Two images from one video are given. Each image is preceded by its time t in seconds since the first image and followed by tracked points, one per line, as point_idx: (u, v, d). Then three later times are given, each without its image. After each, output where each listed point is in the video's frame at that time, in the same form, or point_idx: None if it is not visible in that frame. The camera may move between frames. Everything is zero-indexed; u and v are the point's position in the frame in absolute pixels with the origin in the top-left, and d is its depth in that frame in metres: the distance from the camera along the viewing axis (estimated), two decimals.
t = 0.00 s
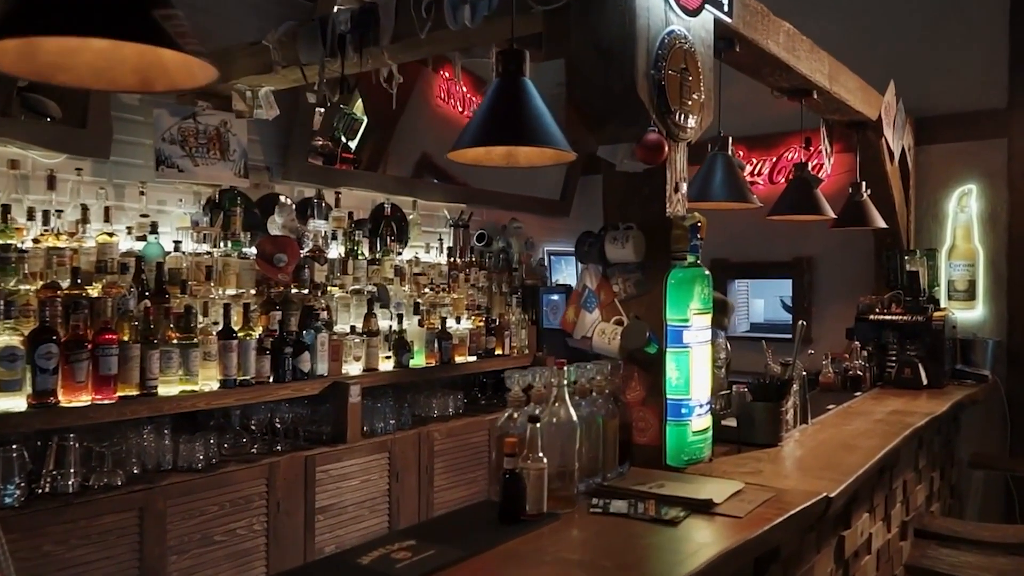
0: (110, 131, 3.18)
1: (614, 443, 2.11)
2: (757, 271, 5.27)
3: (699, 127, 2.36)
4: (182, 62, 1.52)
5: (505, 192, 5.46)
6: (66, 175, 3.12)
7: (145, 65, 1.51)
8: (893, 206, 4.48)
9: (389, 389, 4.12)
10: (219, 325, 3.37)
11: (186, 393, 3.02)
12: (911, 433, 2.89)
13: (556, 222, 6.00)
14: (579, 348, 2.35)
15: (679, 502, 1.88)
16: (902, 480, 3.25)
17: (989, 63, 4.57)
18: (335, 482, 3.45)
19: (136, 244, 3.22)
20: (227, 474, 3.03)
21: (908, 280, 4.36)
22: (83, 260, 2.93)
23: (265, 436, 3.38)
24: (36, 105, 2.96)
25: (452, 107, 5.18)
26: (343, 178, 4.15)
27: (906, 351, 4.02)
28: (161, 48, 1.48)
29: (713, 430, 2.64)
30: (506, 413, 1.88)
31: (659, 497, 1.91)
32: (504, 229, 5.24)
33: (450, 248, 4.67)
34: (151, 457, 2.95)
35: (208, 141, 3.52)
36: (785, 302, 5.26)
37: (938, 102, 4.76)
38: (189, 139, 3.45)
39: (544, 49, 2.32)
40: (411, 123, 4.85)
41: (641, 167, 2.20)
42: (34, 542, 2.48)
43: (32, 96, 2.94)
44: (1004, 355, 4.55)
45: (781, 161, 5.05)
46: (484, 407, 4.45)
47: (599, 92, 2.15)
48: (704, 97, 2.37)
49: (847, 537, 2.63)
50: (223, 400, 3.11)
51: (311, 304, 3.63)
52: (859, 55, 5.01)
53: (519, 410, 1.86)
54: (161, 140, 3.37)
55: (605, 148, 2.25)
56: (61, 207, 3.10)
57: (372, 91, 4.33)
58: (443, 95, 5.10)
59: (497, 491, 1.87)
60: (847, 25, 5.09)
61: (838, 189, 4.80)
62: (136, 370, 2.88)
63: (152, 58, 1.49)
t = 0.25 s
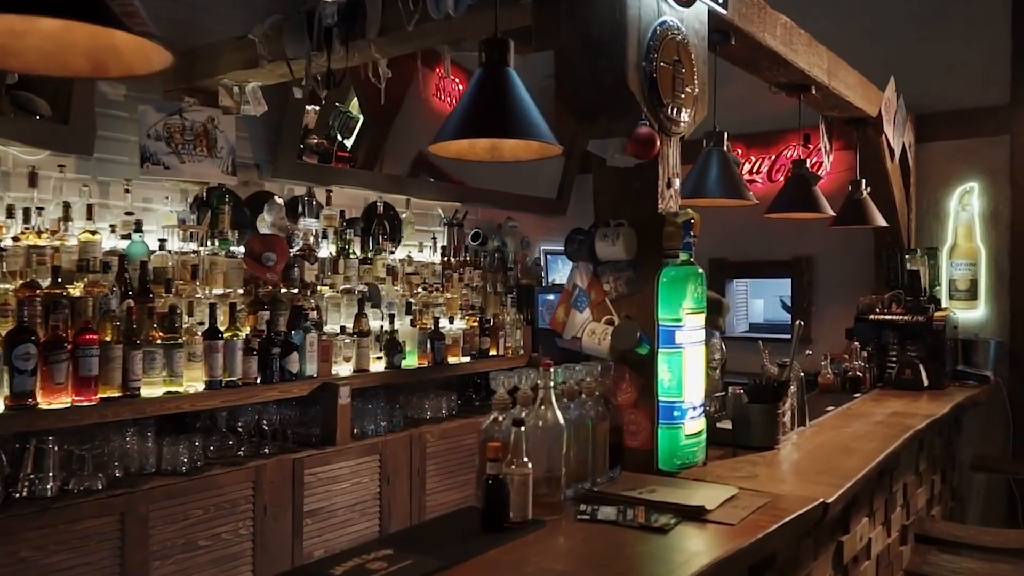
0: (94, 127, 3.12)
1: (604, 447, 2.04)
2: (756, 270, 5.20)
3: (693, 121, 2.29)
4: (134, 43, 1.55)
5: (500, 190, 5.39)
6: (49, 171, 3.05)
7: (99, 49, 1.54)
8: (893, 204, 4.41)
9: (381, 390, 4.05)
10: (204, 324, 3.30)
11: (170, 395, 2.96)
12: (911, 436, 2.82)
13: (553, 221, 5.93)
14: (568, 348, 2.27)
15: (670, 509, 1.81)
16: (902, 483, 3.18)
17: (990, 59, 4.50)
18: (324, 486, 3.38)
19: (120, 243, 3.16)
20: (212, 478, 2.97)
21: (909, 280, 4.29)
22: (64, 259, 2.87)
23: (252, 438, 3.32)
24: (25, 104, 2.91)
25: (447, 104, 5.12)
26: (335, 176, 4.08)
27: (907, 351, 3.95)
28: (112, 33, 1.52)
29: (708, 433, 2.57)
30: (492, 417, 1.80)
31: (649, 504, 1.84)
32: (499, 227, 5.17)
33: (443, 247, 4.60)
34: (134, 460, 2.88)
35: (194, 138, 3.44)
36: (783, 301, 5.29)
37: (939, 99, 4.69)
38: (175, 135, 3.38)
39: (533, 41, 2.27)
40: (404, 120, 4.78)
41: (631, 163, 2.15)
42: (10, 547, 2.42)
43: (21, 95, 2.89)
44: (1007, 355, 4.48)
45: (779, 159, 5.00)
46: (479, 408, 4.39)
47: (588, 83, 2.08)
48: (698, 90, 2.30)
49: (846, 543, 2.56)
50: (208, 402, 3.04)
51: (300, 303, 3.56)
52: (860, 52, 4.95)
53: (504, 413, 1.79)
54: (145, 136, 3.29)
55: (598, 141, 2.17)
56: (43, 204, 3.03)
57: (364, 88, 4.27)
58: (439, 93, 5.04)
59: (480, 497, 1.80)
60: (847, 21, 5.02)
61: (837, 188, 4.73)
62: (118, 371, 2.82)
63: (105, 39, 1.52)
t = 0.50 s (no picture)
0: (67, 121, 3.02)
1: (587, 453, 1.95)
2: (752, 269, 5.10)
3: (681, 112, 2.20)
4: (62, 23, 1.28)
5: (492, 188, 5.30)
6: (20, 167, 2.96)
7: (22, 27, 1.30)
8: (892, 201, 4.31)
9: (368, 393, 3.96)
10: (182, 325, 3.21)
11: (143, 398, 2.88)
12: (910, 439, 2.72)
13: (546, 219, 5.84)
14: (551, 348, 2.17)
15: (655, 520, 1.72)
16: (901, 488, 3.09)
17: (991, 53, 4.40)
18: (306, 491, 3.29)
19: (94, 241, 3.08)
20: (188, 483, 2.87)
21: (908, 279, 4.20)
22: (34, 258, 2.78)
23: (232, 442, 3.22)
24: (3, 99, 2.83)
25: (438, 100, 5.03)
26: (321, 173, 3.98)
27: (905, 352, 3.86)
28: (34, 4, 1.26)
29: (698, 437, 2.48)
30: (466, 423, 1.69)
31: (634, 514, 1.74)
32: (491, 226, 5.08)
33: (433, 246, 4.51)
34: (106, 466, 2.79)
35: (173, 133, 3.30)
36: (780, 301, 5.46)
37: (938, 94, 4.60)
38: (152, 130, 3.25)
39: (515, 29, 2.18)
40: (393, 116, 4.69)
41: (618, 156, 2.08)
42: None
43: None
44: (1008, 356, 4.38)
45: (776, 156, 4.92)
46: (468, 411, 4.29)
47: (570, 72, 1.98)
48: (686, 80, 2.21)
49: (843, 551, 2.47)
50: (184, 405, 2.94)
51: (283, 303, 3.47)
52: (858, 47, 4.86)
53: (479, 419, 1.69)
54: (120, 131, 3.16)
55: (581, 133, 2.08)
56: (13, 201, 2.94)
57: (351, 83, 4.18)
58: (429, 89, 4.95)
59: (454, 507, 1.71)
60: (845, 15, 4.93)
61: (835, 185, 4.64)
62: (89, 373, 2.73)
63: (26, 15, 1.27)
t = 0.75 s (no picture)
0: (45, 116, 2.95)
1: (572, 459, 1.88)
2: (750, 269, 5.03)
3: (672, 105, 2.12)
4: None
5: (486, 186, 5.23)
6: None
7: None
8: (892, 200, 4.24)
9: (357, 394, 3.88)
10: (162, 326, 3.11)
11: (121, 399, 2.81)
12: (909, 443, 2.65)
13: (541, 218, 5.77)
14: (537, 350, 2.10)
15: (642, 530, 1.64)
16: (900, 493, 3.01)
17: (992, 49, 4.33)
18: (291, 495, 3.21)
19: (73, 239, 3.01)
20: (168, 488, 2.79)
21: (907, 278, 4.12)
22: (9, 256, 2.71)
23: (215, 445, 3.15)
24: None
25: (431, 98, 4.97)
26: (310, 171, 3.90)
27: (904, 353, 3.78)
28: None
29: (690, 441, 2.40)
30: (442, 429, 1.62)
31: (619, 524, 1.67)
32: (484, 225, 5.01)
33: (424, 244, 4.43)
34: (84, 470, 2.71)
35: (155, 128, 3.20)
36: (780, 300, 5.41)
37: (939, 90, 4.52)
38: (134, 126, 3.14)
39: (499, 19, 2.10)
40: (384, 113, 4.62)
41: (605, 150, 1.99)
42: None
43: None
44: (1009, 357, 4.31)
45: (774, 153, 4.86)
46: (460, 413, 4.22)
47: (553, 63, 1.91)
48: (676, 71, 2.13)
49: (839, 559, 2.39)
50: (163, 407, 2.86)
51: (268, 303, 3.40)
52: (858, 43, 4.78)
53: (455, 425, 1.62)
54: (101, 126, 3.07)
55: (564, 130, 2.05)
56: None
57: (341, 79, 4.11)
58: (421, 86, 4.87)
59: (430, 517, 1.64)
60: (844, 10, 4.85)
61: (833, 183, 4.57)
62: (65, 375, 2.66)
63: None
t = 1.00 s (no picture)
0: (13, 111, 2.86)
1: (549, 468, 1.79)
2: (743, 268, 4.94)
3: (655, 97, 2.03)
4: None
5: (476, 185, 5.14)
6: None
7: None
8: (888, 198, 4.15)
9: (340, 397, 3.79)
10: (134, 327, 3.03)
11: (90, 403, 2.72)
12: (904, 449, 2.56)
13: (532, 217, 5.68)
14: (515, 354, 1.99)
15: (619, 544, 1.55)
16: (895, 499, 2.92)
17: (990, 44, 4.25)
18: (269, 501, 3.12)
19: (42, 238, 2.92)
20: (139, 495, 2.71)
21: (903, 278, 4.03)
22: None
23: (190, 450, 3.06)
24: None
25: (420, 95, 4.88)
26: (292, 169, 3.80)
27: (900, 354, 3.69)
28: None
29: (675, 447, 2.31)
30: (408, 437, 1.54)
31: (596, 537, 1.58)
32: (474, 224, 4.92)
33: (411, 244, 4.35)
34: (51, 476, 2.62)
35: (129, 124, 3.10)
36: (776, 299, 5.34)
37: (936, 86, 4.44)
38: (107, 122, 3.04)
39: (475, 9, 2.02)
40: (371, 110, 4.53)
41: (584, 145, 1.90)
42: None
43: None
44: (1008, 358, 4.22)
45: (768, 151, 4.77)
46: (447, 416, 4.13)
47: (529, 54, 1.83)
48: (660, 62, 2.04)
49: (832, 570, 2.31)
50: (135, 412, 2.77)
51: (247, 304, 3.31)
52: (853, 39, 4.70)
53: (421, 434, 1.53)
54: (71, 122, 2.97)
55: (544, 122, 1.96)
56: None
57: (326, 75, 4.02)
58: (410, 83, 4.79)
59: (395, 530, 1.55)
60: (839, 5, 4.76)
61: (828, 181, 4.48)
62: (30, 378, 2.57)
63: None
